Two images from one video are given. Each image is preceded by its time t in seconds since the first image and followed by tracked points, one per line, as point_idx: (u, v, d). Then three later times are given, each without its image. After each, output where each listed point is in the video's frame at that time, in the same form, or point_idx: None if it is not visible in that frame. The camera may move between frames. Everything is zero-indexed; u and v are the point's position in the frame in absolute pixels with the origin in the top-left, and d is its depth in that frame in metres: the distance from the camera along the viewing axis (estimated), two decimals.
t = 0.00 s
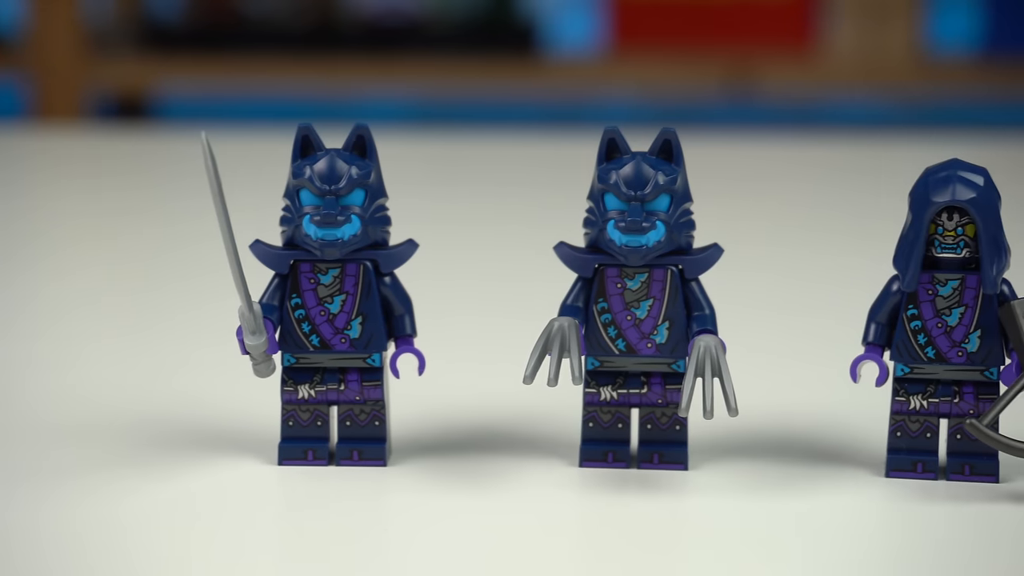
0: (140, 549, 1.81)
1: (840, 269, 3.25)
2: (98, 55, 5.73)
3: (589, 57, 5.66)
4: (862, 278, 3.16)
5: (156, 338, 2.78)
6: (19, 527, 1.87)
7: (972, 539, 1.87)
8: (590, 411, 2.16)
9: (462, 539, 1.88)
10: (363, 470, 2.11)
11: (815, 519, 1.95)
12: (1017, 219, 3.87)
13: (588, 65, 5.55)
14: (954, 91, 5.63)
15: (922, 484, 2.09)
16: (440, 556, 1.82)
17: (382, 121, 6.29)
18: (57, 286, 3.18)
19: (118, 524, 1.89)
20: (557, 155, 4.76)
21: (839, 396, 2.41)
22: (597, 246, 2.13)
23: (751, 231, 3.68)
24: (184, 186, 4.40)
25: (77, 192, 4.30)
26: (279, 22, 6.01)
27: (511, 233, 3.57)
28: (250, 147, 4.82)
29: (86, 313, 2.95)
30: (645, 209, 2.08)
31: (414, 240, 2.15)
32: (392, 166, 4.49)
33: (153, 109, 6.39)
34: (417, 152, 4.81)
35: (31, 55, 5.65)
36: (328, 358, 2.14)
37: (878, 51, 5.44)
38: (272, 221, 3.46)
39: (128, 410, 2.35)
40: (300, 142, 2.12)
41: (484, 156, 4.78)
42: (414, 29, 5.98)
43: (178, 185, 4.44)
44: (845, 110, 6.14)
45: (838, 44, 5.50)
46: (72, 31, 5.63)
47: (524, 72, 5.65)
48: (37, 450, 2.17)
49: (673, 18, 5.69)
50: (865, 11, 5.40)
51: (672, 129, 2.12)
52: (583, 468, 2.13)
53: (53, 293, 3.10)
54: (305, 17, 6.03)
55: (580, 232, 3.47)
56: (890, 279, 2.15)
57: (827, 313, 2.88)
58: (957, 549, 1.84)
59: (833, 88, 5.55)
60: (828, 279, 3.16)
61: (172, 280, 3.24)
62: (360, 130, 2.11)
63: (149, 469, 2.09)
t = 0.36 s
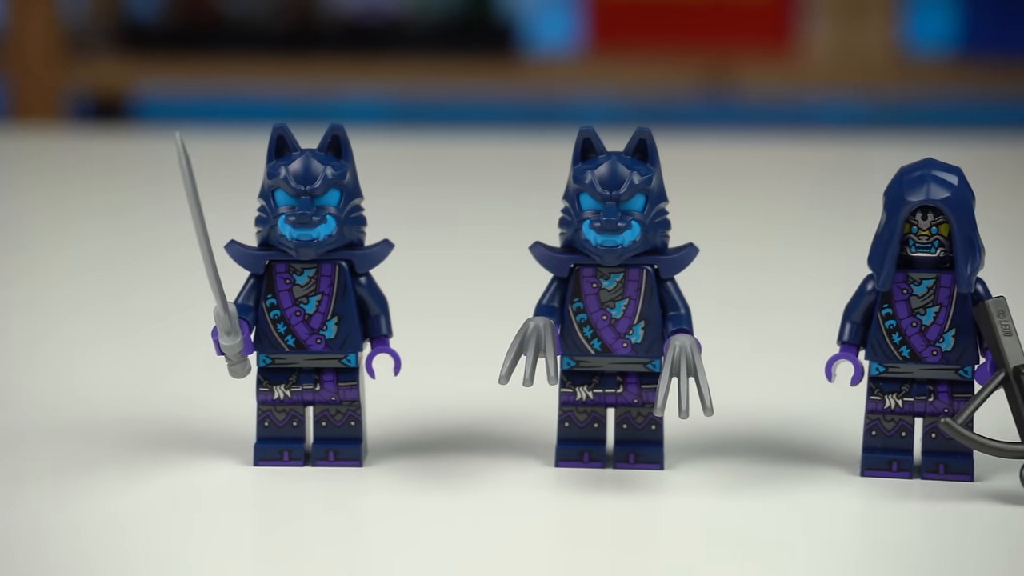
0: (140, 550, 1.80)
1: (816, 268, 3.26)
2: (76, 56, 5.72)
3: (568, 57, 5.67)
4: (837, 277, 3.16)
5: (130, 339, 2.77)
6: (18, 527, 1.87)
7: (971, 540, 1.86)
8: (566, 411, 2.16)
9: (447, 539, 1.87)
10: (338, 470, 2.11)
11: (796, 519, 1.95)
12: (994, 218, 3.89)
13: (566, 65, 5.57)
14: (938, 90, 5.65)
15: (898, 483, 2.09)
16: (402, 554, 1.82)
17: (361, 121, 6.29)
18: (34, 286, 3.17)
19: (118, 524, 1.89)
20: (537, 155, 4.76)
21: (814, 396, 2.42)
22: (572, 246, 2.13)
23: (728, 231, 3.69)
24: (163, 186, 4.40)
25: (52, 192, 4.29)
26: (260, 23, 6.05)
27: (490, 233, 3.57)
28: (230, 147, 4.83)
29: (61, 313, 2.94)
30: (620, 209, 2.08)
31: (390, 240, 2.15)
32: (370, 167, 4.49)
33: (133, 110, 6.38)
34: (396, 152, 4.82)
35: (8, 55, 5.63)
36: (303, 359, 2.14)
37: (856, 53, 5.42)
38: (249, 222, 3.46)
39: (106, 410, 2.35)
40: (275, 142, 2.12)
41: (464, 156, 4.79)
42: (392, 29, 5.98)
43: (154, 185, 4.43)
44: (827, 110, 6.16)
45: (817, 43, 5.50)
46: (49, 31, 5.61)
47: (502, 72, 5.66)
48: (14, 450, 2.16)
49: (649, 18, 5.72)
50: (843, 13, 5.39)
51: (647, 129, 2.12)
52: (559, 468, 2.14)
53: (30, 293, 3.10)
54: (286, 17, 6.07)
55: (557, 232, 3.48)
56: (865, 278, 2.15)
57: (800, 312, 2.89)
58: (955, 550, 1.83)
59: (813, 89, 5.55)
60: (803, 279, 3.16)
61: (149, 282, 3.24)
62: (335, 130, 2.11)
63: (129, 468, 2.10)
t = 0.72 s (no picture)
0: (141, 551, 1.81)
1: (790, 268, 3.27)
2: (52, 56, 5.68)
3: (546, 57, 5.67)
4: (810, 277, 3.18)
5: (101, 340, 2.77)
6: (18, 527, 1.88)
7: (968, 540, 1.86)
8: (541, 411, 2.16)
9: (440, 540, 1.87)
10: (313, 471, 2.11)
11: (777, 518, 1.95)
12: (968, 218, 3.91)
13: (544, 65, 5.57)
14: (916, 91, 5.67)
15: (872, 482, 2.10)
16: (371, 553, 1.82)
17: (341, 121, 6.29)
18: (11, 286, 3.17)
19: (117, 526, 1.89)
20: (513, 155, 4.76)
21: (789, 396, 2.42)
22: (547, 246, 2.13)
23: (703, 231, 3.70)
24: (134, 187, 4.38)
25: (22, 193, 4.27)
26: (237, 22, 6.04)
27: (465, 234, 3.57)
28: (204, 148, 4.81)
29: (35, 314, 2.94)
30: (595, 209, 2.08)
31: (365, 240, 2.15)
32: (344, 167, 4.48)
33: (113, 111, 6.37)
34: (370, 152, 4.81)
35: None
36: (278, 359, 2.13)
37: (833, 55, 5.43)
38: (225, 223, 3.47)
39: (82, 412, 2.35)
40: (250, 143, 2.12)
41: (438, 157, 4.78)
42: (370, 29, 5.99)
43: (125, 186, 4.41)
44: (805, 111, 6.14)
45: (795, 45, 5.49)
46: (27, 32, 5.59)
47: (480, 72, 5.65)
48: None
49: (626, 18, 5.85)
50: (821, 16, 5.38)
51: (622, 129, 2.12)
52: (534, 468, 2.14)
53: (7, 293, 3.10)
54: (263, 17, 6.06)
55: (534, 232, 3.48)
56: (840, 278, 2.15)
57: (772, 313, 2.89)
58: (952, 550, 1.82)
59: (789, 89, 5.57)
60: (779, 279, 3.17)
61: (123, 283, 3.24)
62: (310, 130, 2.11)
63: (115, 467, 2.10)
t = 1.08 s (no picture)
0: (140, 551, 1.81)
1: (764, 267, 3.31)
2: (29, 55, 5.69)
3: (524, 57, 5.68)
4: (785, 278, 3.21)
5: (77, 342, 2.78)
6: (16, 529, 1.88)
7: (966, 541, 1.85)
8: (516, 411, 2.16)
9: (433, 542, 1.87)
10: (289, 472, 2.11)
11: (756, 517, 1.95)
12: (944, 222, 3.93)
13: (523, 66, 5.58)
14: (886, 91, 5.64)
15: (847, 480, 2.11)
16: (343, 553, 1.82)
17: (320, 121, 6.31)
18: None
19: (114, 526, 1.89)
20: (492, 159, 4.77)
21: (764, 397, 2.43)
22: (522, 246, 2.13)
23: (678, 230, 3.76)
24: (113, 189, 4.39)
25: (0, 194, 4.28)
26: (214, 23, 6.09)
27: (443, 237, 3.60)
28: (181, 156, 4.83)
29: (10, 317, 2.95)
30: (570, 209, 2.08)
31: (340, 240, 2.15)
32: (323, 172, 4.49)
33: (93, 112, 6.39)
34: (349, 156, 4.83)
35: None
36: (253, 360, 2.13)
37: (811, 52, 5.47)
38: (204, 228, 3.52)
39: (61, 412, 2.35)
40: (224, 143, 2.12)
41: (416, 160, 4.80)
42: (347, 30, 6.01)
43: (103, 189, 4.42)
44: (783, 110, 6.17)
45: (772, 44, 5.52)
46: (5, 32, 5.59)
47: (459, 72, 5.64)
48: None
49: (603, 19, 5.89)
50: (798, 14, 5.43)
51: (596, 129, 2.12)
52: (510, 467, 2.14)
53: None
54: (241, 17, 6.07)
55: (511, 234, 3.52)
56: (814, 277, 2.15)
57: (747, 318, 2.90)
58: (950, 550, 1.82)
59: (764, 88, 5.57)
60: (754, 280, 3.20)
61: (100, 287, 3.24)
62: (284, 131, 2.10)
63: (98, 465, 2.11)
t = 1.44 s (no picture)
0: (140, 553, 1.80)
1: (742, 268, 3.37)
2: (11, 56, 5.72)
3: (507, 57, 5.72)
4: (763, 279, 3.25)
5: (58, 340, 2.81)
6: (14, 530, 1.88)
7: (961, 541, 1.84)
8: (497, 411, 2.17)
9: (432, 542, 1.86)
10: (269, 472, 2.11)
11: (737, 516, 1.95)
12: (926, 226, 3.95)
13: (505, 66, 5.61)
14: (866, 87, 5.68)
15: (827, 479, 2.11)
16: (325, 549, 1.83)
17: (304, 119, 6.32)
18: None
19: (114, 528, 1.88)
20: (476, 159, 4.78)
21: (744, 400, 2.45)
22: (502, 246, 2.13)
23: (659, 231, 3.80)
24: (96, 189, 4.39)
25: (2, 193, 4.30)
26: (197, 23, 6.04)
27: (427, 238, 3.64)
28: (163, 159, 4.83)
29: None
30: (550, 209, 2.08)
31: (320, 240, 2.15)
32: (307, 174, 4.49)
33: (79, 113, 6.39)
34: (333, 158, 4.83)
35: None
36: (233, 361, 2.13)
37: (795, 53, 5.52)
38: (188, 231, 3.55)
39: (51, 410, 2.36)
40: (204, 143, 2.11)
41: (399, 161, 4.81)
42: (327, 29, 5.99)
43: (84, 188, 4.42)
44: (765, 110, 6.21)
45: (754, 43, 5.55)
46: None
47: (442, 72, 5.69)
48: None
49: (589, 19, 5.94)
50: (783, 16, 5.46)
51: (576, 129, 2.12)
52: (490, 467, 2.15)
53: None
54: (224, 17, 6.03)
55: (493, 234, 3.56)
56: (794, 276, 2.16)
57: (725, 324, 2.91)
58: (948, 549, 1.82)
59: (747, 87, 5.62)
60: (733, 282, 3.24)
61: (81, 289, 3.25)
62: (264, 131, 2.10)
63: (83, 464, 2.12)
